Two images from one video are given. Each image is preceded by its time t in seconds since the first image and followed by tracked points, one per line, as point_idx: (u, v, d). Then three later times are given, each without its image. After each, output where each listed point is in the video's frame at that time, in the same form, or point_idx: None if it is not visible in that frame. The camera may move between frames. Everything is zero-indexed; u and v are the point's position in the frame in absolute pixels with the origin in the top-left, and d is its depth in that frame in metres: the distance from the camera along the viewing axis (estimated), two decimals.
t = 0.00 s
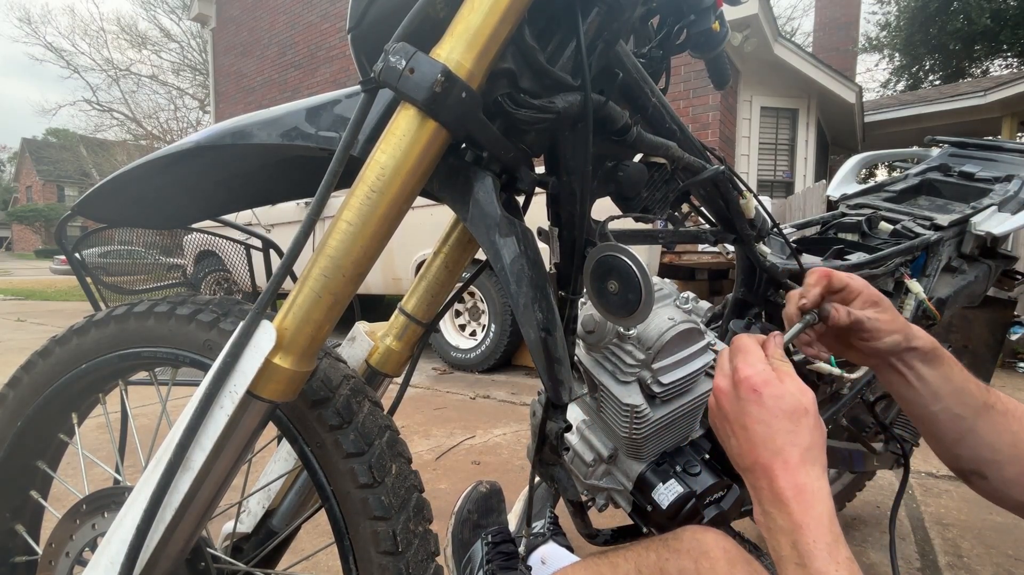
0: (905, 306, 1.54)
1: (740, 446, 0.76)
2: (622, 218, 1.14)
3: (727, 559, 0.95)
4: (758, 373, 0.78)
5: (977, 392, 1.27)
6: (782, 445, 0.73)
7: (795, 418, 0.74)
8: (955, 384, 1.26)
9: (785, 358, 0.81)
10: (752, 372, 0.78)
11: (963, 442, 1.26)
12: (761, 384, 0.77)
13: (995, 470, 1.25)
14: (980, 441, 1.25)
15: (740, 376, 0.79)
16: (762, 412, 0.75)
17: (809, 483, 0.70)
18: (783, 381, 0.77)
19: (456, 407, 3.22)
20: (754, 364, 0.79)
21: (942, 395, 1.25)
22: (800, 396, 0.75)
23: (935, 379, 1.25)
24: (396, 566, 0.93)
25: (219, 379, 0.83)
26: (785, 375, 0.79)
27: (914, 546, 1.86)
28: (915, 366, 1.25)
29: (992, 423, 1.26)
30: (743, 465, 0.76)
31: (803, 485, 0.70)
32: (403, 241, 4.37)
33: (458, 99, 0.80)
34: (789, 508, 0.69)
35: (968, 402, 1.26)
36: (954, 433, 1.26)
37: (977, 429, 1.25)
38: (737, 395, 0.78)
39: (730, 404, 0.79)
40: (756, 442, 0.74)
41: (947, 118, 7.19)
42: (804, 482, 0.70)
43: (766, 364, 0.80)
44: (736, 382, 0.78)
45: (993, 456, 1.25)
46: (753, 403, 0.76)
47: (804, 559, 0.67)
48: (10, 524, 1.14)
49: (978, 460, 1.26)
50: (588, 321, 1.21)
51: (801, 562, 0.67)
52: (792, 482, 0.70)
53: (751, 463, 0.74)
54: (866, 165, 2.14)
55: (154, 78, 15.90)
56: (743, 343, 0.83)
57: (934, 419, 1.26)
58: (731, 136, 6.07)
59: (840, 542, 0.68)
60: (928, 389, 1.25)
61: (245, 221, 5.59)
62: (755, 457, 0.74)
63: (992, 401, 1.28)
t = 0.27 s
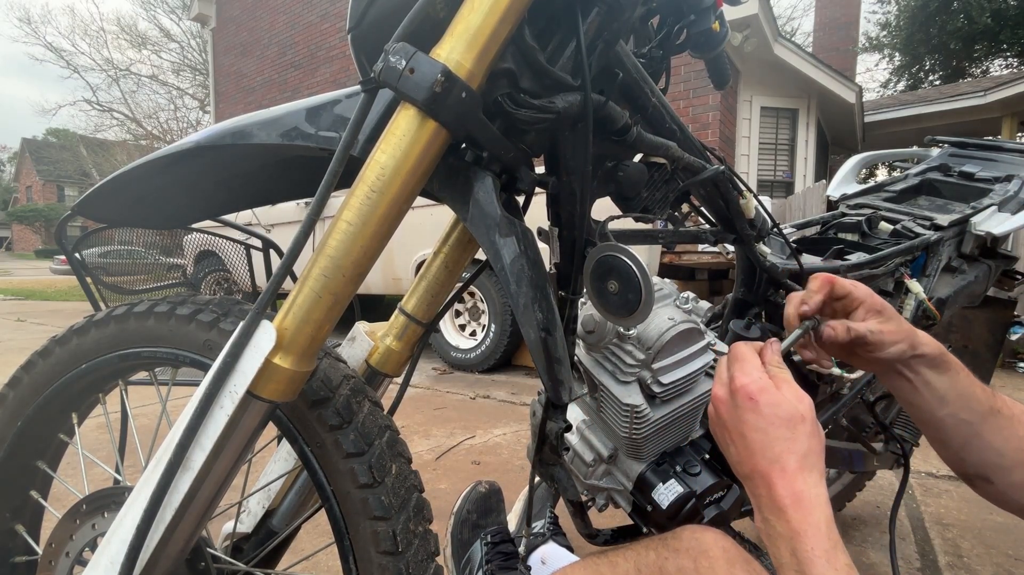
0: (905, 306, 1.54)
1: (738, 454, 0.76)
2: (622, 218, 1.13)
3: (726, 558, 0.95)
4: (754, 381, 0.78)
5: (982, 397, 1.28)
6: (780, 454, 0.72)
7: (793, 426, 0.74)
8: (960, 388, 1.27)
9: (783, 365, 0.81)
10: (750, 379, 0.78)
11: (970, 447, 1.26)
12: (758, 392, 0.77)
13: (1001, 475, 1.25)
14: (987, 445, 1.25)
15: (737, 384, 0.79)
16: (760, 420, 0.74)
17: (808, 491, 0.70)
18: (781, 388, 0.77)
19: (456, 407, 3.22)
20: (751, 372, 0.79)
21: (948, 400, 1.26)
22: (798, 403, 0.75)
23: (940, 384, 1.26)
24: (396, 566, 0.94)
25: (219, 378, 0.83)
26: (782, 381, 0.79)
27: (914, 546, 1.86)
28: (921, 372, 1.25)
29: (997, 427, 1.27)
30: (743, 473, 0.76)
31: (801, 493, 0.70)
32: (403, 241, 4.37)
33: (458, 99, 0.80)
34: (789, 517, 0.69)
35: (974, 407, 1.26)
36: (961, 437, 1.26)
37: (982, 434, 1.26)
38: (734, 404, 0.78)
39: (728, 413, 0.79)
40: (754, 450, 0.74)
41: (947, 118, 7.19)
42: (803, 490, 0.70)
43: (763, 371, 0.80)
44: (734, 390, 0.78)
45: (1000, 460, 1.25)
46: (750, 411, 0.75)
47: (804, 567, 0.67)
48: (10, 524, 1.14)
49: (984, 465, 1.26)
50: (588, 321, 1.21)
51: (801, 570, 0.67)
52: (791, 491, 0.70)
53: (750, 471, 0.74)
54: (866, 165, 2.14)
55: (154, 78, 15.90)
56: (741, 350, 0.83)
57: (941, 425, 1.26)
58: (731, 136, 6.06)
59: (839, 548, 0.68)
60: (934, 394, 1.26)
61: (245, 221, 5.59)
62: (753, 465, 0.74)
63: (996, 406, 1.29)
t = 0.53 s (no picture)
0: (905, 307, 1.54)
1: (735, 461, 0.77)
2: (622, 218, 1.13)
3: (726, 558, 0.96)
4: (750, 389, 0.79)
5: (984, 406, 1.28)
6: (775, 459, 0.73)
7: (788, 433, 0.74)
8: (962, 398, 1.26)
9: (781, 374, 0.82)
10: (746, 387, 0.79)
11: (972, 456, 1.26)
12: (754, 399, 0.78)
13: (1004, 484, 1.24)
14: (990, 455, 1.25)
15: (734, 392, 0.80)
16: (755, 427, 0.75)
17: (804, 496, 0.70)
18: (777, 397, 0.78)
19: (456, 407, 3.22)
20: (747, 380, 0.80)
21: (950, 409, 1.26)
22: (793, 410, 0.76)
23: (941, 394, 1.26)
24: (396, 567, 0.93)
25: (219, 378, 0.83)
26: (778, 390, 0.80)
27: (914, 546, 1.86)
28: (922, 380, 1.25)
29: (1000, 437, 1.26)
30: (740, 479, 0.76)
31: (797, 499, 0.70)
32: (403, 241, 4.37)
33: (458, 99, 0.80)
34: (785, 522, 0.69)
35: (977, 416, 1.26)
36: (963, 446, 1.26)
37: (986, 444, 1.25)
38: (731, 411, 0.79)
39: (724, 420, 0.79)
40: (750, 456, 0.75)
41: (948, 118, 7.19)
42: (799, 495, 0.70)
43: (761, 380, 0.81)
44: (730, 398, 0.79)
45: (1002, 470, 1.24)
46: (746, 418, 0.76)
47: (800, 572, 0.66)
48: (10, 524, 1.14)
49: (987, 474, 1.25)
50: (588, 321, 1.21)
51: None
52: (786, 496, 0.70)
53: (747, 478, 0.75)
54: (866, 165, 2.14)
55: (154, 78, 15.90)
56: (738, 359, 0.84)
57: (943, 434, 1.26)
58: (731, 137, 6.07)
59: (836, 555, 0.67)
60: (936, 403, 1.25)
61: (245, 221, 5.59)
62: (750, 472, 0.74)
63: (999, 415, 1.28)
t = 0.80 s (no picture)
0: (905, 306, 1.55)
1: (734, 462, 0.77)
2: (622, 217, 1.13)
3: (726, 558, 0.96)
4: (748, 388, 0.79)
5: (982, 415, 1.27)
6: (772, 458, 0.73)
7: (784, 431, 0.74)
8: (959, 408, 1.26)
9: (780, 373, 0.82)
10: (744, 386, 0.79)
11: (971, 466, 1.25)
12: (750, 399, 0.78)
13: (1004, 494, 1.23)
14: (987, 464, 1.24)
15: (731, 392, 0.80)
16: (752, 426, 0.75)
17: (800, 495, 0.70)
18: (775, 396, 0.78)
19: (456, 407, 3.22)
20: (745, 381, 0.80)
21: (946, 418, 1.25)
22: (790, 409, 0.76)
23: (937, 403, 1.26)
24: (396, 567, 0.93)
25: (219, 378, 0.82)
26: (776, 389, 0.79)
27: (914, 546, 1.86)
28: (920, 392, 1.26)
29: (999, 438, 1.26)
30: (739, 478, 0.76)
31: (793, 497, 0.70)
32: (403, 241, 4.37)
33: (458, 99, 0.80)
34: (781, 521, 0.69)
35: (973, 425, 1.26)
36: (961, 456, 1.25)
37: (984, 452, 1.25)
38: (729, 411, 0.79)
39: (723, 421, 0.80)
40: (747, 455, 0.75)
41: (948, 118, 7.18)
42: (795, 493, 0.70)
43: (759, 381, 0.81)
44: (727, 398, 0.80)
45: (1002, 479, 1.23)
46: (743, 418, 0.77)
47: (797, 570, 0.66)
48: (10, 524, 1.14)
49: (986, 484, 1.24)
50: (588, 321, 1.21)
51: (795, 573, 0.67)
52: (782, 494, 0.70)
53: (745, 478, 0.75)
54: (867, 165, 2.14)
55: (154, 78, 15.90)
56: (737, 362, 0.84)
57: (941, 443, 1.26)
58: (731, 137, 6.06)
59: (833, 552, 0.67)
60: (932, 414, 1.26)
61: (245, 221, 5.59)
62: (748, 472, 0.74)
63: (996, 425, 1.28)
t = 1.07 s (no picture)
0: (905, 306, 1.55)
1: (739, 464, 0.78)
2: (622, 218, 1.13)
3: (726, 558, 0.96)
4: (754, 390, 0.79)
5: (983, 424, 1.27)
6: (775, 460, 0.73)
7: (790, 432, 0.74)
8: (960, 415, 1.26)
9: (786, 376, 0.82)
10: (751, 388, 0.80)
11: (973, 475, 1.24)
12: (755, 402, 0.78)
13: (1007, 503, 1.22)
14: (990, 474, 1.23)
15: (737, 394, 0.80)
16: (756, 428, 0.76)
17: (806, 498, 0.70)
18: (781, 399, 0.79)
19: (456, 407, 3.22)
20: (751, 384, 0.81)
21: (947, 427, 1.25)
22: (795, 412, 0.76)
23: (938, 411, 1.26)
24: (396, 567, 0.93)
25: (219, 379, 0.82)
26: (782, 392, 0.80)
27: (914, 546, 1.85)
28: (921, 400, 1.26)
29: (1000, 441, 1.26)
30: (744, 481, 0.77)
31: (796, 499, 0.70)
32: (403, 241, 4.37)
33: (458, 99, 0.80)
34: (784, 523, 0.69)
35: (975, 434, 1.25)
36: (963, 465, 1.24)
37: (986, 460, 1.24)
38: (734, 413, 0.80)
39: (728, 423, 0.80)
40: (752, 459, 0.75)
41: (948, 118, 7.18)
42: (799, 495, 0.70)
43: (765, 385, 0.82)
44: (732, 401, 0.80)
45: (1005, 488, 1.22)
46: (747, 420, 0.77)
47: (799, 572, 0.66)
48: (10, 524, 1.14)
49: (990, 493, 1.23)
50: (588, 321, 1.21)
51: None
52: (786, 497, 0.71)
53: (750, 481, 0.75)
54: (867, 165, 2.14)
55: (154, 78, 15.90)
56: (744, 365, 0.85)
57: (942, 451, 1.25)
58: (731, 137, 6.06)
59: (836, 555, 0.67)
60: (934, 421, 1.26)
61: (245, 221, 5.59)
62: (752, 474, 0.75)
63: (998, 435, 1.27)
